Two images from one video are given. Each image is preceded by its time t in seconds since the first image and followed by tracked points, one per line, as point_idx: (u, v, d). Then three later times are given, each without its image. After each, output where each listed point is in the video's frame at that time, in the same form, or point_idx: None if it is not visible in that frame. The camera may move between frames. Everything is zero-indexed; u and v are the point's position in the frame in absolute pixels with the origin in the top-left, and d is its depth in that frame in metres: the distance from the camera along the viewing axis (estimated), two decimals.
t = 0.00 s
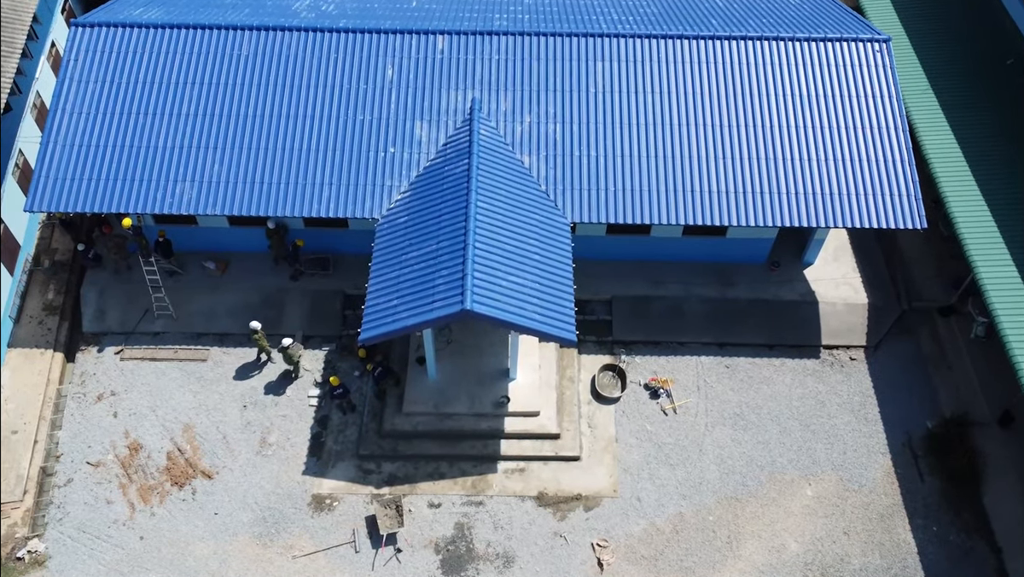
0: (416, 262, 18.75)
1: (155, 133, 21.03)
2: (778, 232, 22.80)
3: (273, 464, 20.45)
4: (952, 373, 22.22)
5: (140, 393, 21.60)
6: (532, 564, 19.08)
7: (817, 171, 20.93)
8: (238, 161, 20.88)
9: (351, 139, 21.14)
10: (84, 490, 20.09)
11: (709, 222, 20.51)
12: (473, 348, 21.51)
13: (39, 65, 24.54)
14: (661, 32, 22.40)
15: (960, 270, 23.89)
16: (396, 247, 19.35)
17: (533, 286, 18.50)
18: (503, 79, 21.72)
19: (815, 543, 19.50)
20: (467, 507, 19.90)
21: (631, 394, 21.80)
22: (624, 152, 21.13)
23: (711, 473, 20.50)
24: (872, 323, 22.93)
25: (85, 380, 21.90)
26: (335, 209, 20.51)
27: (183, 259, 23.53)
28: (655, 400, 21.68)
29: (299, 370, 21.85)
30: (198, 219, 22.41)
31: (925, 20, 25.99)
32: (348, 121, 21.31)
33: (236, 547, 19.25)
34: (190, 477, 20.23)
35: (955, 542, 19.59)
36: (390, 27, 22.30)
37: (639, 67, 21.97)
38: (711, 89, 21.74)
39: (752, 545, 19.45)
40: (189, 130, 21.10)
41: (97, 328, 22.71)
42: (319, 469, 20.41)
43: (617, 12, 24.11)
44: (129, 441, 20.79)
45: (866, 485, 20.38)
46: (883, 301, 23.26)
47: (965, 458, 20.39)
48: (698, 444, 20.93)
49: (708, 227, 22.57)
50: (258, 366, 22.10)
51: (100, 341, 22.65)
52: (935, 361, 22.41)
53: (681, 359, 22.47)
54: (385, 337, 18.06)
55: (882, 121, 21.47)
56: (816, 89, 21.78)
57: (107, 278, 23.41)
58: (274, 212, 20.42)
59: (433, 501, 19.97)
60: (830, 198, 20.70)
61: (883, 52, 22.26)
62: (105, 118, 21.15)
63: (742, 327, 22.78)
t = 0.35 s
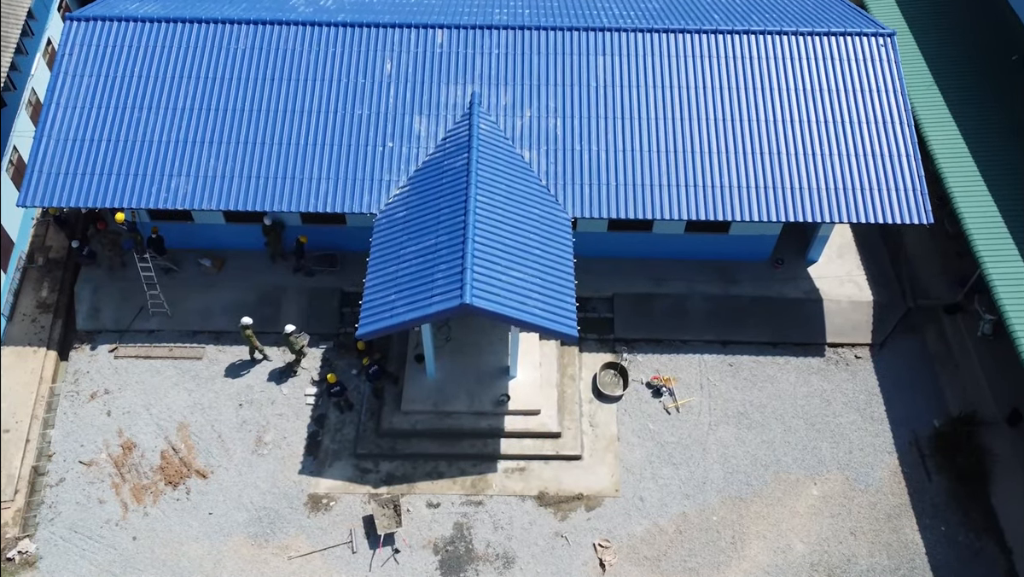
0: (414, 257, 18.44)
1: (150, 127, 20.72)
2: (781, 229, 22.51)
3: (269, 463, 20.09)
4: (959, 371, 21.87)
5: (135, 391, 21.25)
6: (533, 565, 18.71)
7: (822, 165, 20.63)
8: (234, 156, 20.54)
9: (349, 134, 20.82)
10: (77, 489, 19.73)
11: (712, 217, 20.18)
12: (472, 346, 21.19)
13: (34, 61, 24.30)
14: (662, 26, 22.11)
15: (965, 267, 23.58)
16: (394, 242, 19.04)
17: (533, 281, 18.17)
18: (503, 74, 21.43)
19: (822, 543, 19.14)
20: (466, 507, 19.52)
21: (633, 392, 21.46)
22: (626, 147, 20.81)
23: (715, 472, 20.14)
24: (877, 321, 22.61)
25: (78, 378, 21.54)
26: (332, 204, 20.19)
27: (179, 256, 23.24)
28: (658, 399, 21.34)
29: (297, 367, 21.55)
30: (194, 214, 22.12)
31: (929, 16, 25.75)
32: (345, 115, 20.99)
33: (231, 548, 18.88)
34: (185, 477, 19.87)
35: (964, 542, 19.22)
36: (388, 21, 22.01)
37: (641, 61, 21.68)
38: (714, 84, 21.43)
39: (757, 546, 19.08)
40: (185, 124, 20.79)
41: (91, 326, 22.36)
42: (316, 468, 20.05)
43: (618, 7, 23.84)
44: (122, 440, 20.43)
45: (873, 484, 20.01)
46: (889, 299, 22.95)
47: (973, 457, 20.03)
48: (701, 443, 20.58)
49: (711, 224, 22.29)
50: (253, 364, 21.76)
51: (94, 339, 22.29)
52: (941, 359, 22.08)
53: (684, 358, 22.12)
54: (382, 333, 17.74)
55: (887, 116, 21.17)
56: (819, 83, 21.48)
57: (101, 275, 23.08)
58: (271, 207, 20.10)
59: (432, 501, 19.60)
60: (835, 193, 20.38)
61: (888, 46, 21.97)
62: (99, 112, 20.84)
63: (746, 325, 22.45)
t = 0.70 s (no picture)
0: (413, 252, 18.17)
1: (146, 121, 20.46)
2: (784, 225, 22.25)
3: (266, 462, 19.77)
4: (966, 370, 21.58)
5: (130, 389, 20.94)
6: (533, 565, 18.38)
7: (827, 160, 20.35)
8: (230, 150, 20.27)
9: (347, 128, 20.52)
10: (70, 489, 19.41)
11: (715, 212, 19.90)
12: (472, 343, 20.93)
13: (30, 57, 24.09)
14: (665, 20, 21.82)
15: (971, 265, 23.29)
16: (393, 236, 18.78)
17: (534, 276, 17.89)
18: (504, 68, 21.14)
19: (827, 544, 18.80)
20: (466, 506, 19.19)
21: (635, 391, 21.15)
22: (628, 142, 20.53)
23: (719, 471, 19.82)
24: (882, 319, 22.33)
25: (73, 376, 21.22)
26: (330, 199, 19.90)
27: (175, 253, 22.97)
28: (660, 397, 21.02)
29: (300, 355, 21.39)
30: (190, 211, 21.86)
31: (934, 12, 25.50)
32: (343, 109, 20.70)
33: (226, 548, 18.56)
34: (180, 476, 19.55)
35: (972, 542, 18.89)
36: (388, 16, 21.73)
37: (643, 55, 21.39)
38: (717, 78, 21.14)
39: (762, 546, 18.74)
40: (181, 119, 20.51)
41: (85, 323, 22.05)
42: (313, 467, 19.73)
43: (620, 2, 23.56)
44: (117, 439, 20.12)
45: (879, 484, 19.68)
46: (894, 297, 22.66)
47: (981, 455, 19.70)
48: (705, 442, 20.26)
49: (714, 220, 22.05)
50: (250, 362, 21.45)
51: (88, 336, 21.97)
52: (948, 357, 21.79)
53: (686, 355, 21.82)
54: (381, 328, 17.46)
55: (892, 110, 20.89)
56: (824, 77, 21.19)
57: (96, 272, 22.80)
58: (268, 201, 19.82)
59: (431, 500, 19.27)
60: (840, 188, 20.10)
61: (893, 40, 21.69)
62: (95, 106, 20.59)
63: (749, 323, 22.16)
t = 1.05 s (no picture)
0: (412, 247, 17.89)
1: (141, 115, 20.18)
2: (788, 222, 21.99)
3: (262, 461, 19.44)
4: (973, 367, 21.27)
5: (124, 387, 20.63)
6: (534, 566, 18.04)
7: (831, 155, 20.08)
8: (227, 144, 19.99)
9: (345, 122, 20.25)
10: (62, 488, 19.08)
11: (719, 207, 19.62)
12: (471, 340, 20.69)
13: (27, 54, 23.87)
14: (667, 14, 21.54)
15: (977, 262, 23.00)
16: (392, 231, 18.50)
17: (535, 271, 17.60)
18: (504, 62, 20.87)
19: (834, 544, 18.46)
20: (466, 506, 18.86)
21: (637, 389, 20.83)
22: (629, 136, 20.25)
23: (723, 470, 19.49)
24: (887, 316, 22.04)
25: (67, 374, 20.91)
26: (328, 194, 19.62)
27: (172, 250, 22.69)
28: (663, 396, 20.70)
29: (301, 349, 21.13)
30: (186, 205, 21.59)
31: (938, 7, 25.23)
32: (341, 103, 20.42)
33: (221, 548, 18.21)
34: (174, 475, 19.21)
35: (981, 542, 18.55)
36: (387, 10, 21.49)
37: (645, 49, 21.11)
38: (719, 72, 20.87)
39: (768, 546, 18.40)
40: (177, 113, 20.24)
41: (80, 321, 21.75)
42: (310, 466, 19.40)
43: None
44: (111, 438, 19.79)
45: (886, 483, 19.35)
46: (899, 294, 22.37)
47: (989, 454, 19.37)
48: (708, 441, 19.93)
49: (716, 216, 21.80)
50: (248, 360, 21.14)
51: (83, 334, 21.66)
52: (954, 355, 21.48)
53: (689, 353, 21.51)
54: (379, 323, 17.16)
55: (897, 104, 20.62)
56: (828, 72, 20.92)
57: (91, 269, 22.50)
58: (264, 196, 19.54)
59: (430, 499, 18.93)
60: (845, 182, 19.84)
61: (898, 35, 21.42)
62: (90, 101, 20.32)
63: (753, 320, 21.86)
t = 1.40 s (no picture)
0: (411, 240, 17.58)
1: (136, 109, 19.89)
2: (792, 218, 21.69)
3: (258, 459, 19.08)
4: (981, 365, 20.91)
5: (118, 384, 20.28)
6: (535, 566, 17.66)
7: (836, 148, 19.77)
8: (223, 138, 19.69)
9: (343, 116, 19.95)
10: (54, 487, 18.71)
11: (722, 201, 19.31)
12: (472, 337, 20.34)
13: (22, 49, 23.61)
14: (669, 7, 21.26)
15: (985, 259, 22.68)
16: (391, 224, 18.19)
17: (536, 264, 17.28)
18: (504, 55, 20.57)
19: (841, 543, 18.09)
20: (465, 505, 18.48)
21: (640, 386, 20.48)
22: (631, 129, 19.95)
23: (728, 469, 19.12)
24: (894, 313, 21.69)
25: (60, 371, 20.57)
26: (325, 187, 19.31)
27: (167, 247, 22.37)
28: (666, 393, 20.34)
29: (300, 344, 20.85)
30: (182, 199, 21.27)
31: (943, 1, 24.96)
32: (339, 96, 20.13)
33: (216, 548, 17.84)
34: (168, 473, 18.85)
35: (992, 542, 18.17)
36: (386, 3, 21.23)
37: (647, 42, 20.82)
38: (723, 64, 20.58)
39: (774, 546, 18.03)
40: (172, 106, 19.95)
41: (74, 318, 21.41)
42: (307, 464, 19.02)
43: None
44: (103, 436, 19.43)
45: (894, 482, 18.99)
46: (906, 290, 22.04)
47: (999, 452, 19.01)
48: (713, 439, 19.57)
49: (720, 212, 21.48)
50: (244, 357, 20.80)
51: (77, 331, 21.32)
52: (962, 352, 21.14)
53: (693, 350, 21.16)
54: (377, 317, 16.84)
55: (903, 97, 20.33)
56: (832, 65, 20.64)
57: (86, 266, 22.18)
58: (261, 189, 19.23)
59: (429, 498, 18.56)
60: (851, 176, 19.53)
61: (903, 27, 21.14)
62: (84, 94, 20.03)
63: (757, 317, 21.53)
